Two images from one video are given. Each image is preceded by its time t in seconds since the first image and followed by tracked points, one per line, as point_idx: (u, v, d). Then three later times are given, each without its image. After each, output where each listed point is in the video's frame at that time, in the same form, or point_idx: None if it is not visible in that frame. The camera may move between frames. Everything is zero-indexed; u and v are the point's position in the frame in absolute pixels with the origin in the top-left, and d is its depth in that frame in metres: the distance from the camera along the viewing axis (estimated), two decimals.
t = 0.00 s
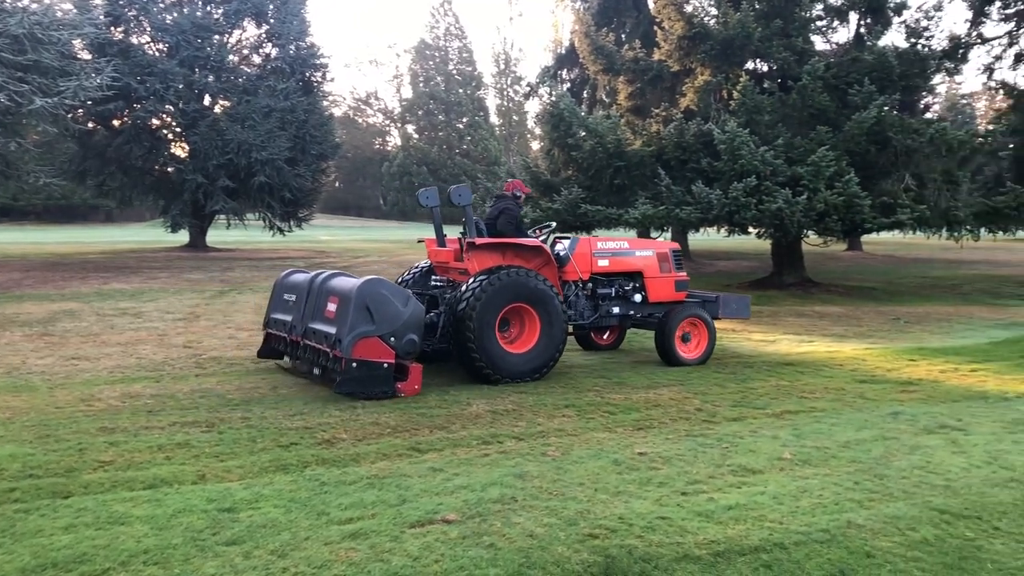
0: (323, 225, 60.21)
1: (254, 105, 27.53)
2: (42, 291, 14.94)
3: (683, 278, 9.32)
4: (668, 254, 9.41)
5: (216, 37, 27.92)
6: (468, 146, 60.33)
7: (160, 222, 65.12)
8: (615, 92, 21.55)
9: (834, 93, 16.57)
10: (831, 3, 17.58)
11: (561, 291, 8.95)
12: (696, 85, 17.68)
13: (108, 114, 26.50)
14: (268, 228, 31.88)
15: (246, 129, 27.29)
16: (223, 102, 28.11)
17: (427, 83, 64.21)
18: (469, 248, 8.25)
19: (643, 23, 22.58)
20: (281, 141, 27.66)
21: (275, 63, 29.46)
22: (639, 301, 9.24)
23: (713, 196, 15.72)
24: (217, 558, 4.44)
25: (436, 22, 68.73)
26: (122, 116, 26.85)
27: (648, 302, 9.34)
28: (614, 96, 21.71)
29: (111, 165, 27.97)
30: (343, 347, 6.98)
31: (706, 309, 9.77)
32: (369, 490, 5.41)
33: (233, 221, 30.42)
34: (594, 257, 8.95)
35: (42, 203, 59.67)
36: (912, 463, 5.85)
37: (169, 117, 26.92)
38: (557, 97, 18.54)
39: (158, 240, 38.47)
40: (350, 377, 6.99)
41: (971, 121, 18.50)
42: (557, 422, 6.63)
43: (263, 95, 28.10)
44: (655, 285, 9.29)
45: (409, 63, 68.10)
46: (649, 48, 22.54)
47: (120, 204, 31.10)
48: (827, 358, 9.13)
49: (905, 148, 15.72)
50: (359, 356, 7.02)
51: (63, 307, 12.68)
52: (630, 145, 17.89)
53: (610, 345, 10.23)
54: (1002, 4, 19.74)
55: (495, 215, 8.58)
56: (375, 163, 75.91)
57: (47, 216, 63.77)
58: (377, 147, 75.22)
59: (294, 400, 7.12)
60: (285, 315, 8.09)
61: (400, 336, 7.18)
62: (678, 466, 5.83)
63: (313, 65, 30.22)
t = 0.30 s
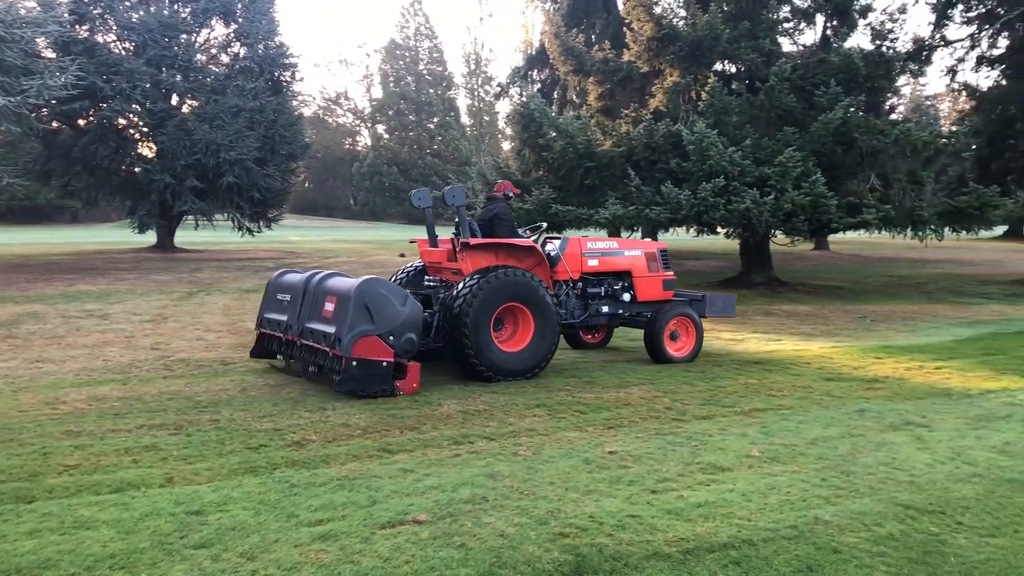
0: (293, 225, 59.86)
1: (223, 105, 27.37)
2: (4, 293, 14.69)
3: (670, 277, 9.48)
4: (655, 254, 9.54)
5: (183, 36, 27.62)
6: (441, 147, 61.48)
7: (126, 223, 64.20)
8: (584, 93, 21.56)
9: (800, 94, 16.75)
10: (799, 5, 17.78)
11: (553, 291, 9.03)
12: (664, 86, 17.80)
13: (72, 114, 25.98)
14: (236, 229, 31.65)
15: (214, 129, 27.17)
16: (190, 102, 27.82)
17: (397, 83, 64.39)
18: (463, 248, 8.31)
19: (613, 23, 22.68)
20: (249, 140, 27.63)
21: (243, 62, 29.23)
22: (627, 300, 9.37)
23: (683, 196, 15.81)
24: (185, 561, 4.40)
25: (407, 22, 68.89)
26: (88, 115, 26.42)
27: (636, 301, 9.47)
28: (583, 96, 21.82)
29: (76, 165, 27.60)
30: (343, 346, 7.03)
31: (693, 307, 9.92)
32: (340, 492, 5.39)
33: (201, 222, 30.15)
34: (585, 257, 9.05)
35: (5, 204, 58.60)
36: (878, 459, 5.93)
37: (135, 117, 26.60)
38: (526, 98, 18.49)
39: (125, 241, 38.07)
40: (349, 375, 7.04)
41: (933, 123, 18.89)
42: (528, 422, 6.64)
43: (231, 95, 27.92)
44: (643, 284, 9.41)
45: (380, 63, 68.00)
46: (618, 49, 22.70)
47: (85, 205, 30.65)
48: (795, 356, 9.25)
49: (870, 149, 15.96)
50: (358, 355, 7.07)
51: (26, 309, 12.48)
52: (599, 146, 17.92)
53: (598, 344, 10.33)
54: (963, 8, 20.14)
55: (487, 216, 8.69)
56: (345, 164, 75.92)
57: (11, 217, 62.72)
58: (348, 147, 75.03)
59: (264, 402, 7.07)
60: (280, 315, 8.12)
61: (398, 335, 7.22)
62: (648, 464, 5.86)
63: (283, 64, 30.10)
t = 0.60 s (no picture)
0: (266, 226, 59.53)
1: (194, 105, 27.30)
2: None
3: (660, 276, 9.57)
4: (645, 253, 9.62)
5: (152, 35, 27.27)
6: (414, 147, 62.53)
7: (95, 224, 63.35)
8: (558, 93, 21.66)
9: (771, 94, 16.90)
10: (770, 6, 17.86)
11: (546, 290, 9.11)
12: (637, 86, 17.90)
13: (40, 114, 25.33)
14: (207, 230, 31.43)
15: (185, 129, 27.04)
16: (161, 102, 27.59)
17: (370, 83, 64.66)
18: (461, 248, 8.43)
19: (586, 23, 22.83)
20: (222, 141, 27.56)
21: (214, 62, 29.04)
22: (619, 299, 9.46)
23: (656, 195, 15.86)
24: (156, 566, 4.35)
25: (380, 22, 69.02)
26: (55, 115, 25.84)
27: (628, 300, 9.54)
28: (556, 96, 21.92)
29: (44, 166, 27.25)
30: (346, 346, 7.10)
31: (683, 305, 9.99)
32: (313, 494, 5.36)
33: (172, 223, 29.91)
34: (577, 257, 9.06)
35: None
36: (849, 455, 5.99)
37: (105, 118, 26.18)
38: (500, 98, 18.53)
39: (95, 243, 37.68)
40: (353, 375, 7.12)
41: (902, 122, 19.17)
42: (503, 422, 6.64)
43: (202, 95, 27.85)
44: (635, 283, 9.50)
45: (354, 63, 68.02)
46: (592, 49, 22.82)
47: (53, 206, 30.27)
48: (768, 354, 9.33)
49: (841, 148, 16.13)
50: (360, 355, 7.15)
51: None
52: (573, 145, 17.89)
53: (589, 342, 10.39)
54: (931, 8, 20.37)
55: (482, 216, 8.84)
56: (317, 164, 75.85)
57: None
58: (321, 148, 75.11)
59: (238, 403, 7.03)
60: (279, 315, 8.20)
61: (400, 335, 7.31)
62: (622, 463, 5.88)
63: (255, 64, 29.96)
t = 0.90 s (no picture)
0: (239, 228, 59.11)
1: (163, 105, 27.19)
2: None
3: (650, 276, 9.68)
4: (635, 253, 9.74)
5: (121, 36, 27.03)
6: (386, 149, 62.70)
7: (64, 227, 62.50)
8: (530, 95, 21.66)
9: (741, 95, 17.03)
10: (740, 8, 18.02)
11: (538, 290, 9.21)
12: (609, 87, 17.94)
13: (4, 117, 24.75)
14: (178, 232, 31.15)
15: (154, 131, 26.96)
16: (130, 104, 27.33)
17: (343, 85, 64.69)
18: (456, 248, 8.50)
19: (557, 24, 22.82)
20: (192, 143, 27.44)
21: (184, 63, 28.85)
22: (610, 298, 9.54)
23: (628, 196, 15.92)
24: (124, 573, 4.30)
25: (352, 23, 69.03)
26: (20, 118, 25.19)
27: (618, 299, 9.63)
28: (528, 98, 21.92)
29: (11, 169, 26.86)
30: (346, 347, 7.18)
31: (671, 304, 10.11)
32: (285, 497, 5.33)
33: (141, 225, 29.62)
34: (569, 257, 9.21)
35: None
36: (819, 452, 6.04)
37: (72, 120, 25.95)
38: (472, 99, 18.61)
39: (62, 246, 37.19)
40: (353, 375, 7.20)
41: (871, 122, 19.41)
42: (476, 423, 6.63)
43: (172, 96, 27.68)
44: (625, 282, 9.60)
45: (327, 65, 67.93)
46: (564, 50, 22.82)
47: (19, 209, 29.87)
48: (739, 353, 9.39)
49: (810, 149, 16.30)
50: (361, 355, 7.23)
51: None
52: (546, 146, 18.03)
53: (578, 341, 10.49)
54: (899, 10, 20.54)
55: (475, 217, 8.91)
56: (289, 166, 75.62)
57: None
58: (293, 149, 74.96)
59: (209, 407, 6.98)
60: (276, 316, 8.29)
61: (399, 336, 7.41)
62: (595, 462, 5.90)
63: (225, 65, 29.81)
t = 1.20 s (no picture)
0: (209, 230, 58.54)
1: (130, 106, 26.77)
2: None
3: (636, 276, 9.84)
4: (622, 253, 9.92)
5: (86, 36, 26.63)
6: (357, 149, 63.27)
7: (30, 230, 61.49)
8: (502, 96, 21.72)
9: (711, 97, 17.17)
10: (708, 10, 18.19)
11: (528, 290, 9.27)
12: (580, 89, 17.86)
13: None
14: (146, 234, 30.80)
15: (121, 132, 26.51)
16: (95, 105, 27.00)
17: (312, 85, 64.89)
18: (448, 249, 8.63)
19: (528, 25, 22.93)
20: (159, 144, 27.03)
21: (151, 63, 28.48)
22: (597, 297, 9.66)
23: (600, 197, 15.96)
24: None
25: (322, 23, 68.90)
26: None
27: (605, 299, 9.76)
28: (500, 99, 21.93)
29: None
30: (344, 347, 7.27)
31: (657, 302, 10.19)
32: (253, 501, 5.28)
33: (107, 227, 29.27)
34: (558, 257, 9.35)
35: None
36: (788, 451, 6.09)
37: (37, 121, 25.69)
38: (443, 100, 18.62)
39: (26, 249, 36.59)
40: (351, 375, 7.27)
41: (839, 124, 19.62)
42: (447, 425, 6.62)
43: (139, 97, 27.31)
44: (612, 282, 9.75)
45: (298, 65, 67.61)
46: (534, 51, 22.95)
47: None
48: (709, 353, 9.46)
49: (778, 150, 16.45)
50: (358, 355, 7.32)
51: None
52: (517, 147, 18.07)
53: (566, 341, 10.58)
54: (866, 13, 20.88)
55: (465, 218, 8.94)
56: (258, 167, 75.24)
57: None
58: (262, 150, 74.50)
59: (176, 411, 6.91)
60: (270, 317, 8.36)
61: (396, 336, 7.52)
62: (566, 463, 5.91)
63: (193, 66, 29.50)
